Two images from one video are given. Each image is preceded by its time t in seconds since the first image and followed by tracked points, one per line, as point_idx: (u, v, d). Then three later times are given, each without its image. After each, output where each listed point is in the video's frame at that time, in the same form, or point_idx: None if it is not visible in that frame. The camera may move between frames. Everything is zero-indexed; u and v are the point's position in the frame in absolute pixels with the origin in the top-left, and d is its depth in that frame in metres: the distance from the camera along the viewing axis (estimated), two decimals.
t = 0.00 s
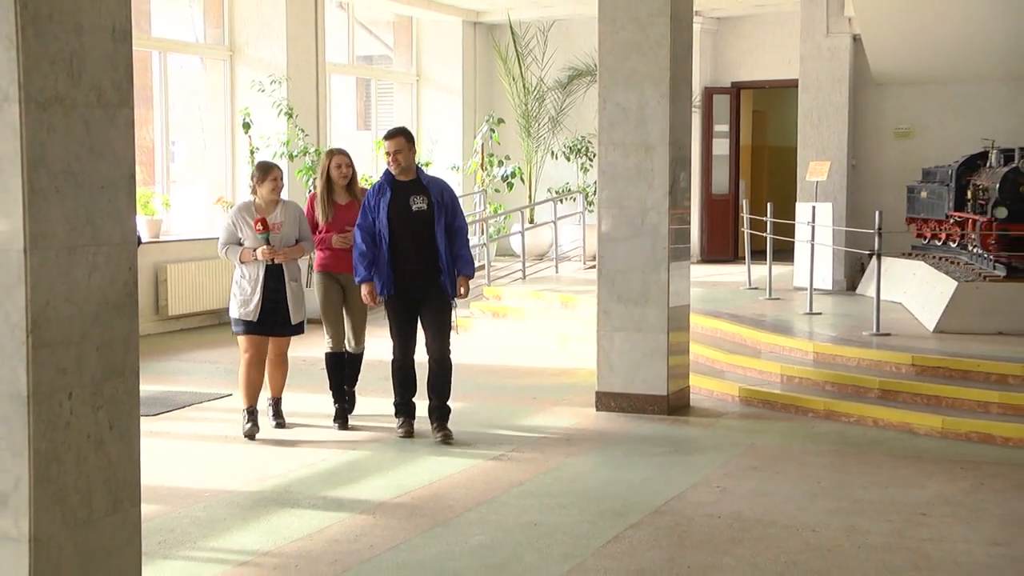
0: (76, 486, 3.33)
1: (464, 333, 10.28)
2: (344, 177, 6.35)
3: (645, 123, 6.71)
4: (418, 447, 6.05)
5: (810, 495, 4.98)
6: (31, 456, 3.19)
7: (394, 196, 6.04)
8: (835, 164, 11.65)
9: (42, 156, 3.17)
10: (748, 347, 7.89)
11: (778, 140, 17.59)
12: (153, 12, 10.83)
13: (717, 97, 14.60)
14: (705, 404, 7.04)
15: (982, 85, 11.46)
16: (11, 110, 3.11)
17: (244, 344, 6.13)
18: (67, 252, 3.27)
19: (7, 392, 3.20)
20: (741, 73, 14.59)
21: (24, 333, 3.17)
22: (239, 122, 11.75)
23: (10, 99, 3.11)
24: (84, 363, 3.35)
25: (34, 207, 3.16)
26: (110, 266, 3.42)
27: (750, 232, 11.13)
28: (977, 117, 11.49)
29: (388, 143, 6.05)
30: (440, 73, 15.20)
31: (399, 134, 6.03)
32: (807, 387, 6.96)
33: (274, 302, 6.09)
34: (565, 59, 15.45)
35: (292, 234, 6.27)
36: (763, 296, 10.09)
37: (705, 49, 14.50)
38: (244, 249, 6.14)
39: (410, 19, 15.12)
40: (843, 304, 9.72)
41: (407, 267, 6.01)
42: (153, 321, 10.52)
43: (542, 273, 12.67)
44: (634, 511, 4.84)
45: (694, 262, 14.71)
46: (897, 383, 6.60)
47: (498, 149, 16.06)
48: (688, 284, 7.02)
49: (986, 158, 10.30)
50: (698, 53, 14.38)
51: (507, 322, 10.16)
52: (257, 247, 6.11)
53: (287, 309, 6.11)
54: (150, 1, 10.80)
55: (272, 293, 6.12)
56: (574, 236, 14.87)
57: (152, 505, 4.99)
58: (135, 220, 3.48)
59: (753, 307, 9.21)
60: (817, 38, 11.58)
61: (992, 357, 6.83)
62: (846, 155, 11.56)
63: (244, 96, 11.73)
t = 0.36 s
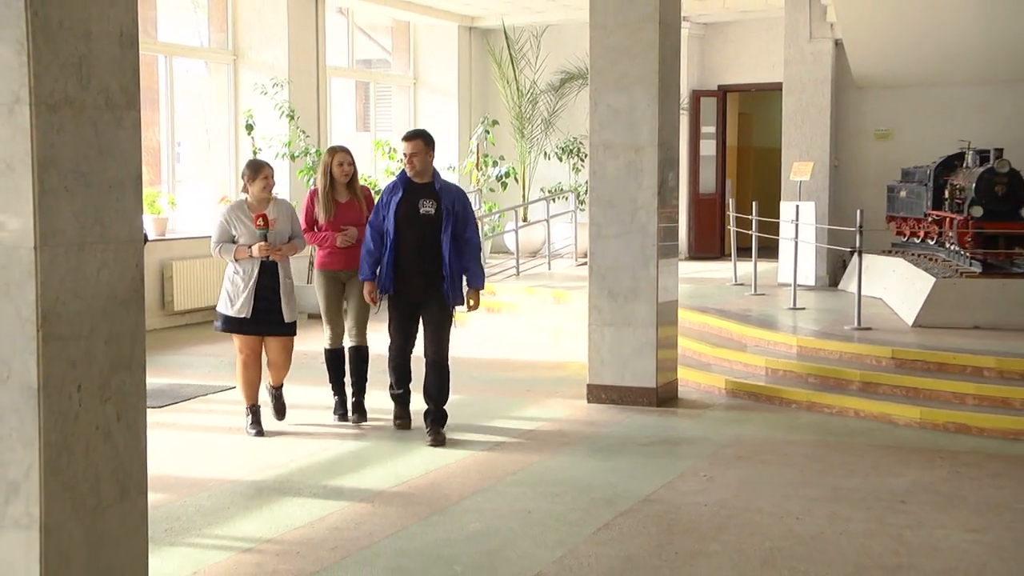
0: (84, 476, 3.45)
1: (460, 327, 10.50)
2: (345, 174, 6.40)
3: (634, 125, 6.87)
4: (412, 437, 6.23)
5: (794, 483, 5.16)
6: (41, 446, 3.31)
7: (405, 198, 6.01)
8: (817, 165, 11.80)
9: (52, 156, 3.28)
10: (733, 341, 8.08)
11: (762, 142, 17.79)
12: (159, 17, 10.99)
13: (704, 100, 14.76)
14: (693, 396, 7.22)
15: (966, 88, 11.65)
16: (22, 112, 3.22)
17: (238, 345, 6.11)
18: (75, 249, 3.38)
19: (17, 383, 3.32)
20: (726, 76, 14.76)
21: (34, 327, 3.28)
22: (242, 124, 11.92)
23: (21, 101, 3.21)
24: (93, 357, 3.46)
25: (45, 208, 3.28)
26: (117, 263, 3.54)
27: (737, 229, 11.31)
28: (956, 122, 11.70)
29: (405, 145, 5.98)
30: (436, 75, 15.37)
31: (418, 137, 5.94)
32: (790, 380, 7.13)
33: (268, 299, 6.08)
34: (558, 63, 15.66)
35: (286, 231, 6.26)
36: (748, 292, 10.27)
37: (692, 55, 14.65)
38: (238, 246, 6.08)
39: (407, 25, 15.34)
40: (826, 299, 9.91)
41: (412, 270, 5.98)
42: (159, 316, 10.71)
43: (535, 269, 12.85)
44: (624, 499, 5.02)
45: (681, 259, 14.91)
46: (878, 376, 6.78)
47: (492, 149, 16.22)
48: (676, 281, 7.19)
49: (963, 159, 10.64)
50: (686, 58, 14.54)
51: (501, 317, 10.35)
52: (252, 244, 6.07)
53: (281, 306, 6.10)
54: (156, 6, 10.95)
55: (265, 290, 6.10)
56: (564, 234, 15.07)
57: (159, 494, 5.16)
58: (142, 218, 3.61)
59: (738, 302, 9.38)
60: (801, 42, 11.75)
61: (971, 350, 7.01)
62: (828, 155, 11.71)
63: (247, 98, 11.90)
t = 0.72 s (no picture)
0: (92, 467, 3.54)
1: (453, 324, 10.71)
2: (346, 178, 6.46)
3: (622, 128, 7.04)
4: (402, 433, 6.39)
5: (777, 473, 5.34)
6: (48, 439, 3.40)
7: (407, 195, 6.10)
8: (799, 167, 12.13)
9: (58, 158, 3.37)
10: (717, 337, 8.27)
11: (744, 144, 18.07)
12: (163, 24, 11.19)
13: (690, 104, 14.95)
14: (678, 390, 7.40)
15: (948, 93, 11.92)
16: (30, 116, 3.31)
17: (240, 346, 6.16)
18: (80, 249, 3.47)
19: (26, 379, 3.41)
20: (709, 81, 14.97)
21: (42, 324, 3.38)
22: (244, 127, 12.14)
23: (29, 105, 3.30)
24: (99, 353, 3.55)
25: (51, 208, 3.36)
26: (122, 261, 3.62)
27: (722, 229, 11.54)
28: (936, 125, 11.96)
29: (403, 145, 6.09)
30: (429, 80, 15.59)
31: (415, 136, 6.04)
32: (772, 374, 7.31)
33: (262, 302, 6.08)
34: (548, 67, 15.83)
35: (285, 234, 6.25)
36: (732, 290, 10.47)
37: (678, 61, 14.87)
38: (235, 248, 6.13)
39: (402, 32, 15.50)
40: (807, 296, 10.11)
41: (414, 267, 6.05)
42: (162, 314, 10.86)
43: (527, 267, 13.04)
44: (612, 490, 5.21)
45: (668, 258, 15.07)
46: (857, 370, 6.96)
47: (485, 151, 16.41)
48: (663, 279, 7.38)
49: (938, 161, 10.81)
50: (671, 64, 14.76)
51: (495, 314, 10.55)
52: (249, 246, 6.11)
53: (276, 309, 6.08)
54: (159, 13, 11.15)
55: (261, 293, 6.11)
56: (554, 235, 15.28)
57: (163, 485, 5.34)
58: (145, 217, 3.68)
59: (721, 299, 9.57)
60: (782, 49, 12.09)
61: (948, 345, 7.19)
62: (809, 158, 12.06)
63: (248, 102, 12.10)
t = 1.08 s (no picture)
0: (99, 458, 3.69)
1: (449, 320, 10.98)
2: (348, 177, 6.53)
3: (612, 131, 7.25)
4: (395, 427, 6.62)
5: (760, 464, 5.55)
6: (57, 433, 3.53)
7: (400, 202, 6.08)
8: (782, 168, 12.45)
9: (67, 160, 3.50)
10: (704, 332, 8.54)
11: (729, 148, 18.35)
12: (168, 31, 11.55)
13: (677, 108, 15.46)
14: (667, 384, 7.67)
15: (928, 98, 12.24)
16: (39, 119, 3.43)
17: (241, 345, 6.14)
18: (88, 248, 3.61)
19: (35, 374, 3.53)
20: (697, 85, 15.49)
21: (51, 320, 3.51)
22: (245, 130, 12.51)
23: (38, 109, 3.43)
24: (105, 349, 3.70)
25: (61, 210, 3.50)
26: (128, 261, 3.78)
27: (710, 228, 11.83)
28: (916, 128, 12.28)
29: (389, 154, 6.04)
30: (425, 86, 15.99)
31: (399, 142, 6.01)
32: (757, 368, 7.58)
33: (266, 302, 6.07)
34: (540, 73, 16.15)
35: (292, 235, 6.27)
36: (718, 287, 10.72)
37: (667, 66, 15.38)
38: (242, 247, 6.16)
39: (399, 38, 15.95)
40: (791, 294, 10.36)
41: (414, 273, 6.05)
42: (168, 311, 11.02)
43: (519, 265, 13.29)
44: (602, 481, 5.42)
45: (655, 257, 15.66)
46: (838, 364, 7.21)
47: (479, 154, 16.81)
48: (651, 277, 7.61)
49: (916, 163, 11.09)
50: (660, 69, 15.25)
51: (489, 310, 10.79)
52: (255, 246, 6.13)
53: (280, 310, 6.08)
54: (165, 20, 11.52)
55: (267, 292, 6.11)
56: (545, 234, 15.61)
57: (168, 476, 5.54)
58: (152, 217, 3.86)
59: (707, 296, 9.82)
60: (766, 54, 12.39)
61: (927, 341, 7.43)
62: (792, 159, 12.38)
63: (250, 107, 12.46)
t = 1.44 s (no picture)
0: (107, 449, 3.87)
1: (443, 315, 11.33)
2: (344, 181, 6.63)
3: (601, 133, 7.58)
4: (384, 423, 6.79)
5: (744, 454, 5.79)
6: (67, 424, 3.70)
7: (398, 197, 6.16)
8: (765, 169, 12.83)
9: (75, 161, 3.68)
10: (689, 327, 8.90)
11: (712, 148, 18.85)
12: (172, 36, 12.09)
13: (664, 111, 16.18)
14: (654, 377, 8.01)
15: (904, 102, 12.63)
16: (49, 121, 3.61)
17: (243, 342, 6.24)
18: (96, 245, 3.79)
19: (44, 367, 3.71)
20: (683, 90, 16.07)
21: (60, 316, 3.68)
22: (247, 132, 13.11)
23: (47, 111, 3.60)
24: (112, 343, 3.88)
25: (69, 210, 3.66)
26: (133, 258, 3.97)
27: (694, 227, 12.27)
28: (894, 129, 12.70)
29: (385, 150, 6.14)
30: (420, 88, 16.55)
31: (394, 138, 6.11)
32: (740, 361, 7.92)
33: (270, 301, 6.20)
34: (531, 78, 16.65)
35: (293, 235, 6.43)
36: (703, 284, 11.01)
37: (653, 70, 15.93)
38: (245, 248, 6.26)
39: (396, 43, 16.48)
40: (774, 290, 10.69)
41: (413, 267, 6.16)
42: (172, 306, 11.67)
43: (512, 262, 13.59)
44: (592, 470, 5.65)
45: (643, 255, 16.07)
46: (818, 357, 7.55)
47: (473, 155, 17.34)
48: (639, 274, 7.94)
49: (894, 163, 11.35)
50: (647, 73, 15.80)
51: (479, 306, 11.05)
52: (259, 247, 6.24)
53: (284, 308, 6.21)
54: (170, 25, 12.07)
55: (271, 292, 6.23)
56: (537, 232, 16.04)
57: (174, 466, 5.82)
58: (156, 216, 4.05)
59: (692, 293, 10.13)
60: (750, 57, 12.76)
61: (903, 334, 7.75)
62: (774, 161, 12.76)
63: (252, 110, 13.07)
